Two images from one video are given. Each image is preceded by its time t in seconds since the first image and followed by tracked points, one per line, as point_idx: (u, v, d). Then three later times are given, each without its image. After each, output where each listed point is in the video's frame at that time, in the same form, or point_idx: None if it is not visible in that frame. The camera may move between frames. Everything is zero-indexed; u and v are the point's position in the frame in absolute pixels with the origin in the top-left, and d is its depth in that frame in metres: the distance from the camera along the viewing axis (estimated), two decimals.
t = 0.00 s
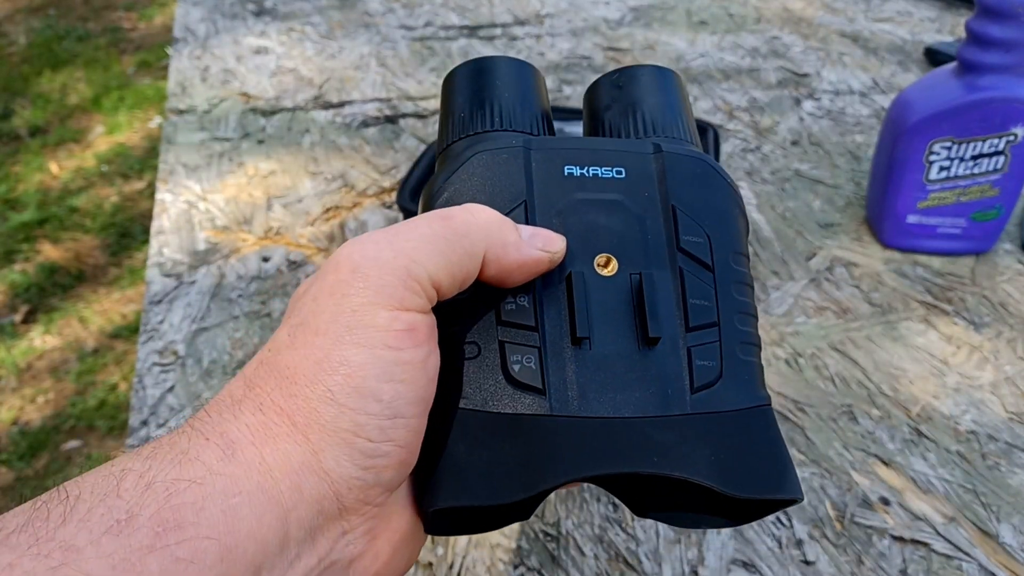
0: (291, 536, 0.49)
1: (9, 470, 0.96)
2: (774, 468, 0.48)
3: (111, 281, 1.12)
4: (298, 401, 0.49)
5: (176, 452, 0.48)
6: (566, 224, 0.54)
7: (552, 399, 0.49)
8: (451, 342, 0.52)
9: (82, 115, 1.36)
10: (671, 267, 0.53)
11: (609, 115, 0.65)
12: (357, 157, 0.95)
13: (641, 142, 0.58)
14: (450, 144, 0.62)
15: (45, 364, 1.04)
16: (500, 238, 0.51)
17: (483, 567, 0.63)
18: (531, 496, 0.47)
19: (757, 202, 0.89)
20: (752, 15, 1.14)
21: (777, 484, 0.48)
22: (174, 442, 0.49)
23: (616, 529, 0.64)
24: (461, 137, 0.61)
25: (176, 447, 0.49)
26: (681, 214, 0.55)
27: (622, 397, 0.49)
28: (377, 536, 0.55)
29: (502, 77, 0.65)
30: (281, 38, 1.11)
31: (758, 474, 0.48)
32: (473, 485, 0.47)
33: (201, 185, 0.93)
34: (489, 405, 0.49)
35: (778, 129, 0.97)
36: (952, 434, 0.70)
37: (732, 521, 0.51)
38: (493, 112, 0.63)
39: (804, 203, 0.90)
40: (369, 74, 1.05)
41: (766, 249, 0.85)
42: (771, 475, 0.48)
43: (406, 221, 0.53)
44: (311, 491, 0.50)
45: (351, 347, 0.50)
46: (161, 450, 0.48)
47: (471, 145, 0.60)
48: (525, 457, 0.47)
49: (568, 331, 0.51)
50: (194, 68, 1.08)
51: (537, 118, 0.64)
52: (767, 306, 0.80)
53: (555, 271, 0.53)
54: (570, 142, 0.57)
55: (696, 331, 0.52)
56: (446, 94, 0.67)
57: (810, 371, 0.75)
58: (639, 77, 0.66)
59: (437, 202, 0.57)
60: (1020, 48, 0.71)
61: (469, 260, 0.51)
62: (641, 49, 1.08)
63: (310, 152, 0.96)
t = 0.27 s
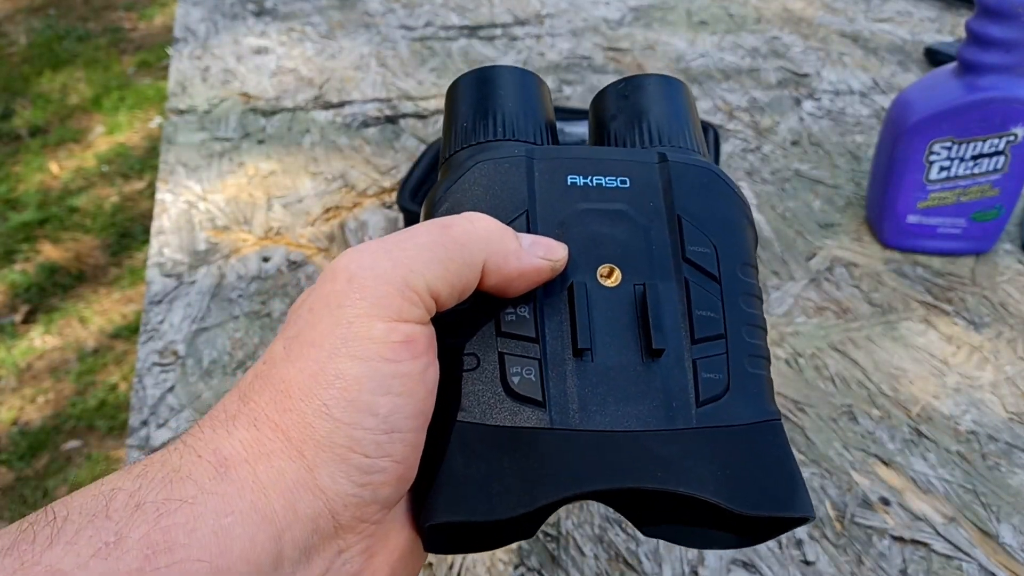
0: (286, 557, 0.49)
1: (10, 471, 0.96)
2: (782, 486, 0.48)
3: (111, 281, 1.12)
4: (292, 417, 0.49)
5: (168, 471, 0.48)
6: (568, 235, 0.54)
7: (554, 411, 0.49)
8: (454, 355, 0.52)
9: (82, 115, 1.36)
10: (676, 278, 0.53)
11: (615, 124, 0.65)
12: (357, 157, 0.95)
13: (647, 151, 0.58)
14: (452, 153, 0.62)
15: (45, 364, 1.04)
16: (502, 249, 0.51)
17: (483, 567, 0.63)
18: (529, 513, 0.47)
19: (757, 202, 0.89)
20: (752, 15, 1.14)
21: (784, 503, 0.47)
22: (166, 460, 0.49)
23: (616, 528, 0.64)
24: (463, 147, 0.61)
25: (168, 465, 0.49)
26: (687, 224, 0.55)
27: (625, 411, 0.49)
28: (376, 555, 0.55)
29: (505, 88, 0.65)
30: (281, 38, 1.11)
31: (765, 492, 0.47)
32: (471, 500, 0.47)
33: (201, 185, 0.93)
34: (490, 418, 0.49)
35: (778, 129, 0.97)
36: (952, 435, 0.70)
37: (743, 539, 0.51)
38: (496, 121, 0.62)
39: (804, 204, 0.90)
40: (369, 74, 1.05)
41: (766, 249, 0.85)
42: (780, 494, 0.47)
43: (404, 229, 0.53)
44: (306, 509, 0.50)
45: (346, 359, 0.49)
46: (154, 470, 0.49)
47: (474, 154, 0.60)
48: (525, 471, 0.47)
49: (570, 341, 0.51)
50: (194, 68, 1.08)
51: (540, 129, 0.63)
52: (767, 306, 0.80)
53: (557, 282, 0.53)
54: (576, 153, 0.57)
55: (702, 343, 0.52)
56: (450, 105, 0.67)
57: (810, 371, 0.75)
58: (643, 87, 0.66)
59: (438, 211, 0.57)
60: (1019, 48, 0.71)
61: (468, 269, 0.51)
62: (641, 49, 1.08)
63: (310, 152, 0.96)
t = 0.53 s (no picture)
0: (287, 569, 0.49)
1: (9, 471, 0.95)
2: (794, 411, 0.46)
3: (111, 281, 1.12)
4: (294, 427, 0.50)
5: (168, 486, 0.49)
6: (555, 215, 0.55)
7: (548, 356, 0.48)
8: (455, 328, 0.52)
9: (82, 115, 1.36)
10: (662, 242, 0.54)
11: (599, 144, 0.65)
12: (357, 157, 0.95)
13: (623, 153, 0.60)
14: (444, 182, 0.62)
15: (45, 364, 1.04)
16: (471, 225, 0.51)
17: (483, 566, 0.63)
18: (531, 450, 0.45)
19: (757, 202, 0.89)
20: (752, 15, 1.14)
21: (798, 425, 0.45)
22: (168, 476, 0.50)
23: (616, 529, 0.65)
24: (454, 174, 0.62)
25: (170, 479, 0.49)
26: (669, 198, 0.56)
27: (619, 352, 0.49)
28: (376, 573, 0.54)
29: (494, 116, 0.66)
30: (281, 38, 1.11)
31: (778, 419, 0.46)
32: (472, 441, 0.45)
33: (201, 185, 0.93)
34: (484, 369, 0.49)
35: (778, 129, 0.97)
36: (952, 434, 0.70)
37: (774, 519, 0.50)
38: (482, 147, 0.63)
39: (804, 203, 0.90)
40: (369, 74, 1.05)
41: (766, 249, 0.85)
42: (793, 420, 0.46)
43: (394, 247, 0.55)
44: (306, 518, 0.49)
45: (351, 368, 0.51)
46: (155, 487, 0.49)
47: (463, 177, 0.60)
48: (522, 409, 0.46)
49: (561, 295, 0.51)
50: (194, 68, 1.08)
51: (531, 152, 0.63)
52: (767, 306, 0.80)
53: (546, 253, 0.53)
54: (555, 157, 0.59)
55: (693, 292, 0.51)
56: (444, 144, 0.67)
57: (810, 371, 0.75)
58: (625, 111, 0.66)
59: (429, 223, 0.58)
60: (1019, 49, 0.72)
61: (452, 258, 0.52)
62: (641, 49, 1.08)
63: (310, 152, 0.96)
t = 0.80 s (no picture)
0: (274, 562, 0.48)
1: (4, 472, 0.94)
2: (856, 443, 0.44)
3: (107, 281, 1.11)
4: (292, 427, 0.48)
5: (158, 479, 0.48)
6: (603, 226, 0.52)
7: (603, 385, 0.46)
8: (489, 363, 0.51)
9: (78, 114, 1.35)
10: (715, 257, 0.50)
11: (638, 144, 0.63)
12: (355, 156, 0.94)
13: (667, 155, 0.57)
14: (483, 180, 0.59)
15: (40, 364, 1.03)
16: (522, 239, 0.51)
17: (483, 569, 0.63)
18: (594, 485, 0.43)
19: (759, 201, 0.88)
20: (754, 13, 1.13)
21: (861, 458, 0.43)
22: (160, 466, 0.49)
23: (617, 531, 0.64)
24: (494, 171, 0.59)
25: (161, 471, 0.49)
26: (718, 210, 0.53)
27: (680, 379, 0.45)
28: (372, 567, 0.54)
29: (529, 117, 0.63)
30: (278, 36, 1.10)
31: (835, 450, 0.43)
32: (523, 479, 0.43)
33: (197, 185, 0.92)
34: (540, 398, 0.46)
35: (781, 128, 0.96)
36: (956, 436, 0.69)
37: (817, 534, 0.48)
38: (521, 148, 0.60)
39: (807, 203, 0.89)
40: (368, 72, 1.04)
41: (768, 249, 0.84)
42: (855, 451, 0.43)
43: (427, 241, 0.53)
44: (296, 514, 0.49)
45: (359, 371, 0.49)
46: (147, 477, 0.49)
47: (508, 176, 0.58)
48: (581, 441, 0.43)
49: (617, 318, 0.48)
50: (191, 66, 1.07)
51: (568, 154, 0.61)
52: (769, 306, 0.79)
53: (594, 271, 0.50)
54: (599, 161, 0.56)
55: (750, 313, 0.48)
56: (478, 139, 0.64)
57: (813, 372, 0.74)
58: (660, 108, 0.65)
59: (473, 229, 0.54)
60: None
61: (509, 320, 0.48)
62: (642, 47, 1.07)
63: (308, 151, 0.95)
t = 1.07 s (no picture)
0: (273, 560, 0.49)
1: (3, 472, 0.94)
2: (853, 459, 0.44)
3: (106, 281, 1.11)
4: (292, 423, 0.49)
5: (156, 474, 0.48)
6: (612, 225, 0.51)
7: (609, 386, 0.45)
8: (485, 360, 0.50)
9: (78, 114, 1.35)
10: (725, 259, 0.50)
11: (645, 131, 0.62)
12: (355, 156, 0.94)
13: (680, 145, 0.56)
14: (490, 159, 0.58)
15: (40, 365, 1.03)
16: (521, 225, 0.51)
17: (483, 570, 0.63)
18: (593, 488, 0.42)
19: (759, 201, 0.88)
20: (755, 13, 1.13)
21: (855, 473, 0.43)
22: (157, 461, 0.49)
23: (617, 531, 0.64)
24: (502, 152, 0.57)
25: (158, 467, 0.48)
26: (730, 208, 0.52)
27: (688, 385, 0.45)
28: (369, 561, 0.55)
29: (537, 99, 0.62)
30: (278, 35, 1.10)
31: (835, 466, 0.44)
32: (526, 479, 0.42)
33: (197, 184, 0.92)
34: (542, 395, 0.45)
35: (782, 128, 0.96)
36: (956, 436, 0.69)
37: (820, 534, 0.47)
38: (529, 131, 0.59)
39: (807, 203, 0.88)
40: (367, 72, 1.04)
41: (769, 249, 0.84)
42: (852, 465, 0.44)
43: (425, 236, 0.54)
44: (295, 512, 0.49)
45: (359, 366, 0.49)
46: (145, 471, 0.49)
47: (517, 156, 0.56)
48: (584, 445, 0.43)
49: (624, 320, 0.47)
50: (190, 66, 1.06)
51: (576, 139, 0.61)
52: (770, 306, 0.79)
53: (602, 269, 0.49)
54: (610, 148, 0.54)
55: (758, 320, 0.48)
56: (482, 114, 0.63)
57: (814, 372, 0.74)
58: (672, 92, 0.64)
59: (481, 213, 0.53)
60: None
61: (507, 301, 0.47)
62: (642, 47, 1.07)
63: (307, 150, 0.95)
